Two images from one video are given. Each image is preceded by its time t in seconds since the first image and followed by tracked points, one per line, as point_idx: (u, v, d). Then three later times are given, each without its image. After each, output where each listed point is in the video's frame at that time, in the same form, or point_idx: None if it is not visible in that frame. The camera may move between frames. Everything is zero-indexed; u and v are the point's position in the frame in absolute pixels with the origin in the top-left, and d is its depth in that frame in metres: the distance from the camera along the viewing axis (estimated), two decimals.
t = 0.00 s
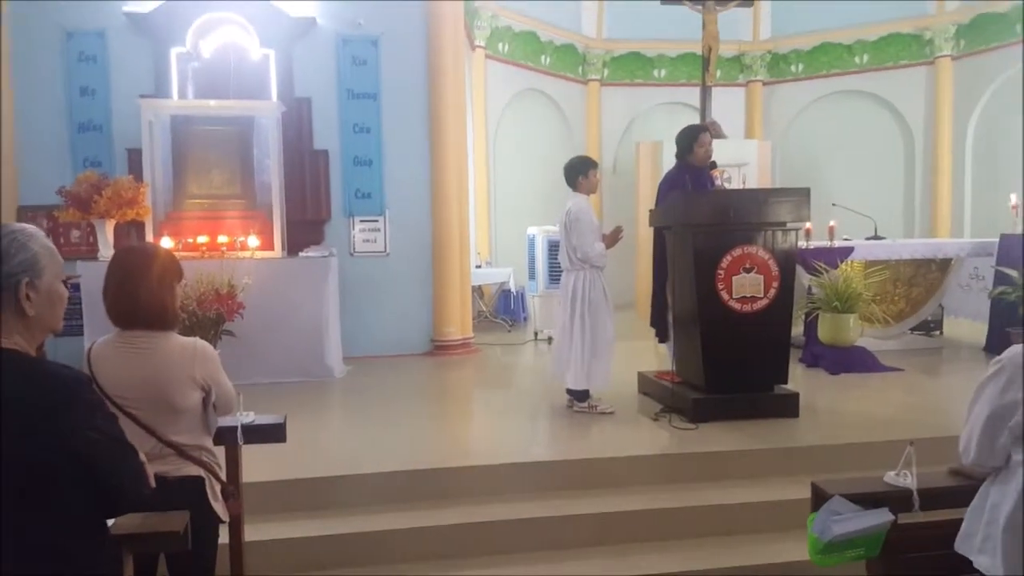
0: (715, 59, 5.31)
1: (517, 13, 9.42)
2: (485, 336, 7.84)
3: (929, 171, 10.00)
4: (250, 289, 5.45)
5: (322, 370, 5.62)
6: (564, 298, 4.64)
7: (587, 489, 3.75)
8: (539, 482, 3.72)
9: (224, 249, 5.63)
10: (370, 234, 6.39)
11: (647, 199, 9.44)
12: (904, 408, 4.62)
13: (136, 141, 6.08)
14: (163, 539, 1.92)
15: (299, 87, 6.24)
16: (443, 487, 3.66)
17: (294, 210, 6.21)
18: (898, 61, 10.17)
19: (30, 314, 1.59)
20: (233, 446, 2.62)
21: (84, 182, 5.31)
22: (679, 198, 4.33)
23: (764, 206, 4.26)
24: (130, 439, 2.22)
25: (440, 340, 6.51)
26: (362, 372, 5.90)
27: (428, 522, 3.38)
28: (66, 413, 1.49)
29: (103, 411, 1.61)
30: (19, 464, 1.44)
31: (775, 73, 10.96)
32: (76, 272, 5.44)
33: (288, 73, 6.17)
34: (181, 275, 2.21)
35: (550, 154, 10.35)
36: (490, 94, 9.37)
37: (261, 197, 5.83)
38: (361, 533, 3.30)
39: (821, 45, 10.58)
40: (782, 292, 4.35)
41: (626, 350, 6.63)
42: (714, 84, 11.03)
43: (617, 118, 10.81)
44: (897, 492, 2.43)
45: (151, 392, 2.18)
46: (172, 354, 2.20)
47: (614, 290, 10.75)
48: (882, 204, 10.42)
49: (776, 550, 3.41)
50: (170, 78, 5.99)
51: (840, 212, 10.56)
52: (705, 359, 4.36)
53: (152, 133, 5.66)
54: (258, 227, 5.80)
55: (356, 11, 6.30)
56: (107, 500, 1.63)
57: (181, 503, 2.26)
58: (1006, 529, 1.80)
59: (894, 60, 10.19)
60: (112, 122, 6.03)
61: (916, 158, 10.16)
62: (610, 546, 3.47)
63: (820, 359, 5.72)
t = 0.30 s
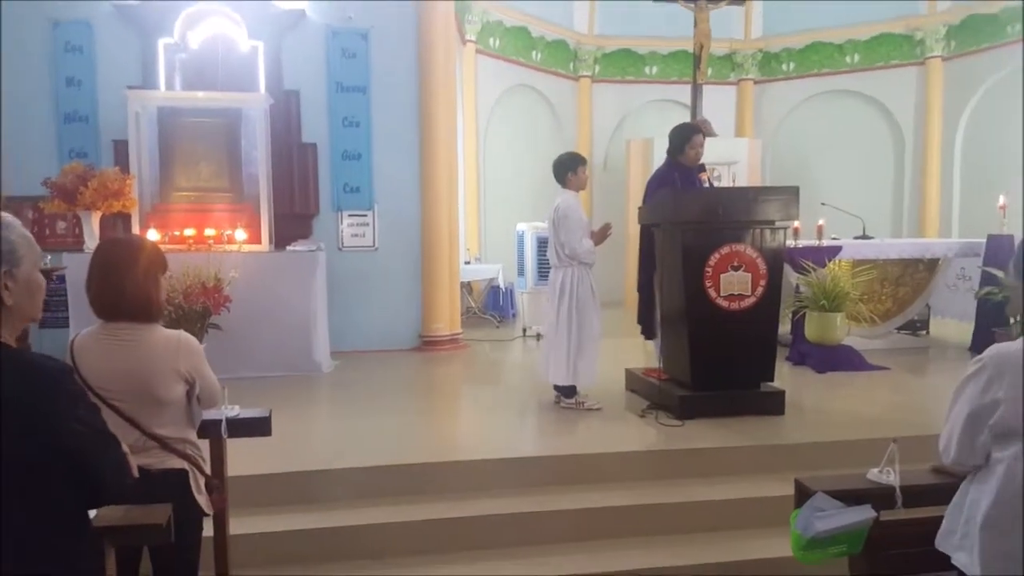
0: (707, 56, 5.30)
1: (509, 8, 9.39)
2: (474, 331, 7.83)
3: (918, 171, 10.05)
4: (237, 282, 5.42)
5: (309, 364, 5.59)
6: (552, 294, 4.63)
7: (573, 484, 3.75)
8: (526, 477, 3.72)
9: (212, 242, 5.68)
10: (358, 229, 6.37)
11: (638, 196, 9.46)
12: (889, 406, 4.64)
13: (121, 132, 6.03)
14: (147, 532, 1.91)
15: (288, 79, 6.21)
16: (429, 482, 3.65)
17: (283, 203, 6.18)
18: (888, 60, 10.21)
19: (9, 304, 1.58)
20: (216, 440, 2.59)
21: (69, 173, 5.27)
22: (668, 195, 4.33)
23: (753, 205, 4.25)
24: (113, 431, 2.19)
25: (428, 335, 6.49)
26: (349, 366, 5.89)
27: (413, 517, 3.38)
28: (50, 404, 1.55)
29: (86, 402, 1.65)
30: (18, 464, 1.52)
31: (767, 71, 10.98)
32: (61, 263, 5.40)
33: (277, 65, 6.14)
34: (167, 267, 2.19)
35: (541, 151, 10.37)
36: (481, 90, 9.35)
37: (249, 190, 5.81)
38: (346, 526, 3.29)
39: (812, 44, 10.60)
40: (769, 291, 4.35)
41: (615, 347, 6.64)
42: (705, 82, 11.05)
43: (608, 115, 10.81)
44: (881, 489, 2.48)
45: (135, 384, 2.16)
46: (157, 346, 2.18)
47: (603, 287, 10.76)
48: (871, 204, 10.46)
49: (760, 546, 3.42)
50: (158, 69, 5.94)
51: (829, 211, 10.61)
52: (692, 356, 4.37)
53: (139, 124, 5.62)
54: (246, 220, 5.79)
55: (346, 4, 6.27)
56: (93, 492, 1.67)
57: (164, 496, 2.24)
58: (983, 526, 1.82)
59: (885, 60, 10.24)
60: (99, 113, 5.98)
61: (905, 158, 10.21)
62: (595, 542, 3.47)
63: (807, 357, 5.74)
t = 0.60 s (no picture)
0: (699, 51, 5.29)
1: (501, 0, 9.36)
2: (463, 325, 7.83)
3: (908, 168, 10.09)
4: (225, 273, 5.39)
5: (297, 357, 5.57)
6: (541, 288, 4.62)
7: (561, 479, 3.75)
8: (513, 472, 3.72)
9: (200, 234, 5.58)
10: (348, 221, 6.35)
11: (628, 191, 9.47)
12: (877, 402, 4.66)
13: (109, 122, 5.99)
14: (128, 526, 1.89)
15: (277, 70, 6.17)
16: (417, 476, 3.65)
17: (271, 195, 6.16)
18: (879, 57, 10.25)
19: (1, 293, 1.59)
20: (203, 433, 2.57)
21: (55, 163, 5.20)
22: (658, 189, 4.32)
23: (743, 199, 4.26)
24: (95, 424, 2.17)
25: (417, 328, 6.47)
26: (337, 359, 5.87)
27: (401, 510, 3.37)
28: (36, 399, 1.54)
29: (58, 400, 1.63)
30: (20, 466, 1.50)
31: (758, 67, 10.97)
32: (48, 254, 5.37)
33: (266, 55, 6.11)
34: (150, 259, 2.18)
35: (531, 145, 10.36)
36: (472, 83, 9.32)
37: (237, 181, 5.77)
38: (332, 520, 3.28)
39: (804, 40, 10.60)
40: (758, 286, 4.36)
41: (604, 341, 6.64)
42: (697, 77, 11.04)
43: (599, 109, 10.80)
44: (865, 485, 2.48)
45: (118, 375, 2.14)
46: (140, 337, 2.16)
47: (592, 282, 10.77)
48: (860, 200, 10.50)
49: (746, 541, 3.43)
50: (146, 59, 5.88)
51: (818, 207, 10.63)
52: (681, 351, 4.37)
53: (127, 114, 5.57)
54: (234, 211, 5.76)
55: None
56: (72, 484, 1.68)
57: (147, 489, 2.22)
58: (964, 524, 1.80)
59: (875, 57, 10.27)
60: (87, 103, 5.93)
61: (895, 155, 10.24)
62: (583, 536, 3.47)
63: (795, 353, 5.77)
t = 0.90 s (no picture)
0: (698, 46, 5.27)
1: None
2: (461, 320, 7.84)
3: (908, 165, 10.07)
4: (223, 267, 5.40)
5: (295, 351, 5.57)
6: (539, 283, 4.62)
7: (558, 474, 3.74)
8: (510, 467, 3.71)
9: (197, 228, 5.65)
10: (346, 216, 6.35)
11: (626, 187, 9.50)
12: (876, 399, 4.65)
13: (108, 116, 6.00)
14: (125, 517, 1.88)
15: (275, 64, 6.17)
16: (414, 470, 3.65)
17: (270, 190, 6.16)
18: (880, 53, 10.21)
19: None
20: (199, 426, 2.56)
21: (55, 156, 5.19)
22: (656, 185, 4.30)
23: (741, 194, 4.24)
24: (92, 417, 2.15)
25: (415, 323, 6.47)
26: (335, 353, 5.87)
27: (399, 505, 3.37)
28: (28, 387, 1.56)
29: (61, 390, 1.65)
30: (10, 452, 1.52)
31: (758, 62, 10.93)
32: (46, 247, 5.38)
33: (264, 49, 6.11)
34: (147, 252, 2.17)
35: (530, 140, 10.35)
36: (471, 77, 9.30)
37: (236, 176, 5.79)
38: (329, 514, 3.28)
39: (804, 35, 10.56)
40: (757, 282, 4.35)
41: (601, 336, 6.63)
42: (696, 72, 11.01)
43: (598, 104, 10.79)
44: (862, 481, 2.45)
45: (115, 368, 2.12)
46: (137, 330, 2.14)
47: (589, 277, 10.78)
48: (859, 196, 10.49)
49: (744, 537, 3.42)
50: (144, 53, 5.88)
51: (817, 203, 10.61)
52: (678, 346, 4.36)
53: (126, 108, 5.58)
54: (232, 205, 5.78)
55: None
56: (67, 479, 1.66)
57: (143, 483, 2.21)
58: (957, 522, 1.78)
59: (875, 52, 10.24)
60: (86, 97, 5.94)
61: (896, 152, 10.22)
62: (579, 531, 3.47)
63: (793, 349, 5.77)
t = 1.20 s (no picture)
0: (700, 40, 5.25)
1: None
2: (464, 316, 7.85)
3: (912, 158, 10.02)
4: (226, 265, 5.40)
5: (299, 349, 5.58)
6: (542, 279, 4.61)
7: (561, 469, 3.74)
8: (513, 463, 3.72)
9: (201, 226, 5.62)
10: (349, 213, 6.35)
11: (628, 182, 9.49)
12: (881, 393, 4.63)
13: (111, 115, 6.02)
14: (130, 514, 1.88)
15: (276, 62, 6.17)
16: (417, 466, 3.65)
17: (273, 187, 6.17)
18: (883, 45, 10.17)
19: None
20: (203, 424, 2.56)
21: (58, 155, 5.21)
22: (658, 179, 4.29)
23: (744, 188, 4.23)
24: (96, 415, 2.15)
25: (418, 320, 6.47)
26: (338, 350, 5.88)
27: (402, 501, 3.38)
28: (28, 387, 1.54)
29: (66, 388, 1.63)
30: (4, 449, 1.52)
31: (760, 55, 10.89)
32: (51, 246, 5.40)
33: (266, 47, 6.11)
34: (151, 250, 2.18)
35: (533, 135, 10.34)
36: (473, 73, 9.29)
37: (238, 173, 5.80)
38: (332, 511, 3.29)
39: (807, 28, 10.52)
40: (760, 276, 4.34)
41: (605, 332, 6.63)
42: (699, 66, 10.97)
43: (600, 99, 10.77)
44: (868, 476, 2.43)
45: (120, 366, 2.12)
46: (141, 327, 2.15)
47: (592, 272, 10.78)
48: (863, 189, 10.45)
49: (747, 532, 3.42)
50: (147, 52, 5.89)
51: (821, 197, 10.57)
52: (682, 342, 4.35)
53: (128, 106, 5.58)
54: (235, 203, 5.79)
55: None
56: (71, 479, 1.64)
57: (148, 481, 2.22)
58: (961, 515, 1.77)
59: (879, 44, 10.20)
60: (89, 97, 5.96)
61: (900, 145, 10.17)
62: (582, 527, 3.47)
63: (798, 344, 5.76)
